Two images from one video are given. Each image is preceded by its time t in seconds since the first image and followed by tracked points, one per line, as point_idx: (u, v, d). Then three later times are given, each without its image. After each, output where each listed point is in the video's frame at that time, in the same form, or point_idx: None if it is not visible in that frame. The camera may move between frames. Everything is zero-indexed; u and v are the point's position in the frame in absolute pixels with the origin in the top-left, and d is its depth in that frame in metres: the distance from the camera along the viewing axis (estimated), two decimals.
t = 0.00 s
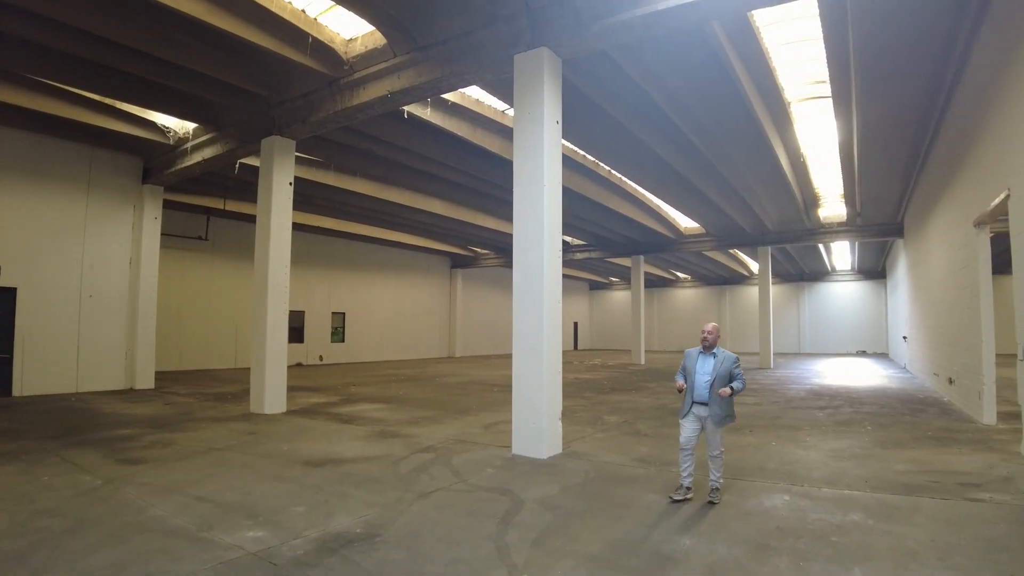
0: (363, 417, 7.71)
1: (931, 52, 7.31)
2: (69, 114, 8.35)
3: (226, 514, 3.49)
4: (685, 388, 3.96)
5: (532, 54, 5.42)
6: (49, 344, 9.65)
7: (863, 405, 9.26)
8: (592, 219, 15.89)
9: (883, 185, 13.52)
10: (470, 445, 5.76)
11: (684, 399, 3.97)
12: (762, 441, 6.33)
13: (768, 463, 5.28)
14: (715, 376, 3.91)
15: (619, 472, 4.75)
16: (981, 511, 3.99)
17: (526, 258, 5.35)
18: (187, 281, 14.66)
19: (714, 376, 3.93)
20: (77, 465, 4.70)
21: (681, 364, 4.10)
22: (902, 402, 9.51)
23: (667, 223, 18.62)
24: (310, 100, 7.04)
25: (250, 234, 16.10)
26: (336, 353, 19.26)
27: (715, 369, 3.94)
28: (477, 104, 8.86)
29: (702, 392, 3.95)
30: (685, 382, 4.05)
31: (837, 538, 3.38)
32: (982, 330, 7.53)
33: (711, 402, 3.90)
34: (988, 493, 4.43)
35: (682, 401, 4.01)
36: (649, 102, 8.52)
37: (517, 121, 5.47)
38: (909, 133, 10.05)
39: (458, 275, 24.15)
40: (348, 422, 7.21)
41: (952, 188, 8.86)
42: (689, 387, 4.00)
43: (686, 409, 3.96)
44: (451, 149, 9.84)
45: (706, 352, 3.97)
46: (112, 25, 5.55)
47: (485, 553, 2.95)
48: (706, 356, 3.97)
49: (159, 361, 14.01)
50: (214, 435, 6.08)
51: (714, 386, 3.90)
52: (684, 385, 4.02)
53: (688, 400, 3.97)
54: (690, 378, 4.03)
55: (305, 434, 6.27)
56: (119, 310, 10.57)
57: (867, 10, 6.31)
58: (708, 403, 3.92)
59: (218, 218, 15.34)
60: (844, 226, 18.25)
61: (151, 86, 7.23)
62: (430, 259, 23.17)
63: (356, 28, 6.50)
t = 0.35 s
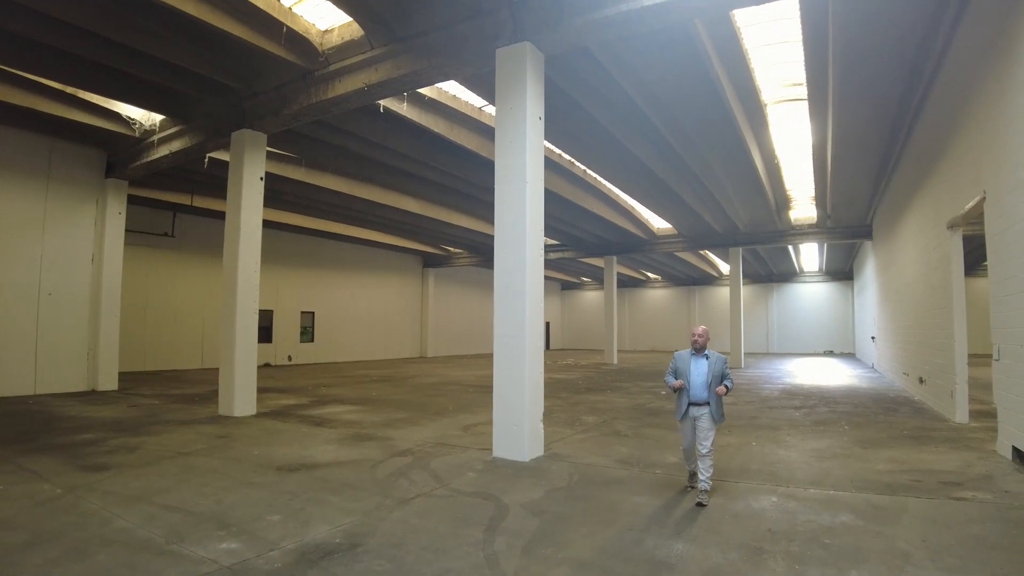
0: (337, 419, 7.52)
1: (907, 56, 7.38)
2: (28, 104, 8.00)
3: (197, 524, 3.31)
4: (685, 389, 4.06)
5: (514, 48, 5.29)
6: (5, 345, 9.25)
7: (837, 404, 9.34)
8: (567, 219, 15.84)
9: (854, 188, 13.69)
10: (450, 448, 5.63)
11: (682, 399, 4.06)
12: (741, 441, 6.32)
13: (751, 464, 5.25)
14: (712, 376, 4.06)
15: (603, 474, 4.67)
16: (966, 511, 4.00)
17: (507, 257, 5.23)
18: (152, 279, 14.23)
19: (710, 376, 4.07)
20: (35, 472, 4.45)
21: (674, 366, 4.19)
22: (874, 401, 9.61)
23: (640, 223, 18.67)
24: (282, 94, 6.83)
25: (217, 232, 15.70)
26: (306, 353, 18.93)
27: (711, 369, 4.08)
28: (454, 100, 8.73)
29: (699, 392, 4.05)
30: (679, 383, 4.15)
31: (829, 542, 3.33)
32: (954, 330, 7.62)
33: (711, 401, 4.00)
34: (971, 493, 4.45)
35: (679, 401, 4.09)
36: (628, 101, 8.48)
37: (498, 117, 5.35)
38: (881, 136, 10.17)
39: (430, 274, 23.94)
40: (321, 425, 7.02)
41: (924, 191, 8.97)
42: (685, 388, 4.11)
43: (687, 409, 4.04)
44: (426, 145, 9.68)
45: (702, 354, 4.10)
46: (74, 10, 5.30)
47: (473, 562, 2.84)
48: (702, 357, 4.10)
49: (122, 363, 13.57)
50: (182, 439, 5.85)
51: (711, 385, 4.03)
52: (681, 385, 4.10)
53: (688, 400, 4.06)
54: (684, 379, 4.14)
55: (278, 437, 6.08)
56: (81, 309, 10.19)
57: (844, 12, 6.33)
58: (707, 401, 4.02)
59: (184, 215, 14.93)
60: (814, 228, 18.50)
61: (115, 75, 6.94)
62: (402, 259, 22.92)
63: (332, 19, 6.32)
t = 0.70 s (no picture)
0: (320, 418, 7.34)
1: (895, 51, 7.35)
2: None
3: (175, 530, 3.14)
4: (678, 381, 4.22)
5: (504, 35, 5.15)
6: None
7: (823, 400, 9.33)
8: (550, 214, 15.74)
9: (836, 184, 13.74)
10: (437, 446, 5.49)
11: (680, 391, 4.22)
12: (731, 438, 6.26)
13: (745, 461, 5.19)
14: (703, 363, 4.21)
15: (596, 472, 4.56)
16: (966, 506, 3.97)
17: (496, 250, 5.10)
18: (127, 276, 13.87)
19: (703, 364, 4.23)
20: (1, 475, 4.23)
21: (670, 360, 4.34)
22: (859, 397, 9.62)
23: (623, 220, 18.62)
24: (263, 83, 6.63)
25: (194, 227, 15.37)
26: (284, 351, 18.63)
27: (703, 357, 4.24)
28: (438, 92, 8.57)
29: (696, 381, 4.21)
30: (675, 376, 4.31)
31: (833, 540, 3.26)
32: (941, 325, 7.61)
33: (706, 388, 4.16)
34: (969, 487, 4.43)
35: (678, 394, 4.26)
36: (615, 93, 8.38)
37: (487, 107, 5.20)
38: (866, 132, 10.16)
39: (411, 271, 23.72)
40: (304, 424, 6.84)
41: (909, 187, 8.98)
42: (682, 380, 4.26)
43: (686, 401, 4.21)
44: (410, 139, 9.51)
45: (693, 344, 4.26)
46: None
47: (470, 566, 2.71)
48: (694, 347, 4.26)
49: (96, 361, 13.22)
50: (158, 439, 5.64)
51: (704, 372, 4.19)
52: (678, 379, 4.27)
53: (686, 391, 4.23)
54: (681, 372, 4.29)
55: (259, 436, 5.89)
56: (52, 305, 9.87)
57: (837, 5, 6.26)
58: (701, 390, 4.19)
59: (160, 209, 14.59)
60: (795, 224, 18.59)
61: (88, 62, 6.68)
62: (382, 255, 22.67)
63: (315, 6, 6.13)
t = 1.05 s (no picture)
0: (304, 421, 7.14)
1: (886, 51, 7.32)
2: None
3: (153, 543, 2.97)
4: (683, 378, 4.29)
5: (496, 28, 5.00)
6: None
7: (811, 400, 9.30)
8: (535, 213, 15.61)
9: (821, 184, 13.76)
10: (427, 450, 5.33)
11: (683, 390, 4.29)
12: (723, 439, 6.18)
13: (741, 463, 5.11)
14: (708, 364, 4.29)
15: (592, 477, 4.43)
16: (968, 509, 3.93)
17: (488, 249, 4.95)
18: (102, 275, 13.52)
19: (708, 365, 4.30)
20: None
21: (678, 359, 4.45)
22: (847, 397, 9.61)
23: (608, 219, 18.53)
24: (245, 75, 6.43)
25: (172, 224, 15.03)
26: (264, 351, 18.33)
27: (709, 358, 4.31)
28: (424, 87, 8.41)
29: (700, 382, 4.28)
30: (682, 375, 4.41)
31: (840, 547, 3.18)
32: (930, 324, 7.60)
33: (709, 390, 4.26)
34: (968, 489, 4.39)
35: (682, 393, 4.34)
36: (604, 88, 8.27)
37: (479, 102, 5.06)
38: (854, 132, 10.15)
39: (394, 270, 23.48)
40: (287, 427, 6.65)
41: (897, 186, 8.98)
42: (688, 380, 4.34)
43: (688, 400, 4.28)
44: (395, 135, 9.33)
45: (702, 345, 4.35)
46: None
47: None
48: (701, 347, 4.35)
49: (70, 362, 12.86)
50: (136, 444, 5.42)
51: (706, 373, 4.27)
52: (683, 378, 4.35)
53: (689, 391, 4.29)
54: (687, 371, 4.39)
55: (241, 440, 5.70)
56: (23, 305, 9.55)
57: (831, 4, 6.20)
58: (704, 391, 4.27)
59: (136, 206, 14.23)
60: (779, 224, 18.65)
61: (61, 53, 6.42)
62: (364, 254, 22.42)
63: None
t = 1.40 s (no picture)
0: (290, 424, 6.98)
1: (877, 53, 7.32)
2: None
3: (136, 556, 2.82)
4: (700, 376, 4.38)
5: (490, 21, 4.89)
6: None
7: (800, 401, 9.30)
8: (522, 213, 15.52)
9: (807, 185, 13.81)
10: (418, 454, 5.21)
11: (700, 387, 4.38)
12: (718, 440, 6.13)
13: (737, 465, 5.05)
14: (728, 366, 4.39)
15: (589, 481, 4.34)
16: (970, 510, 3.89)
17: (480, 247, 4.85)
18: (80, 274, 13.21)
19: (727, 367, 4.41)
20: None
21: (693, 354, 4.49)
22: (835, 397, 9.62)
23: (594, 219, 18.50)
24: (229, 68, 6.26)
25: (151, 223, 14.73)
26: (246, 351, 18.06)
27: (728, 360, 4.42)
28: (412, 83, 8.27)
29: (717, 382, 4.39)
30: (696, 371, 4.48)
31: (848, 552, 3.12)
32: (919, 324, 7.61)
33: (726, 390, 4.38)
34: (967, 490, 4.36)
35: (696, 390, 4.42)
36: (595, 85, 8.20)
37: (471, 98, 4.95)
38: (842, 134, 10.17)
39: (378, 270, 23.27)
40: (272, 430, 6.49)
41: (885, 187, 9.00)
42: (703, 377, 4.43)
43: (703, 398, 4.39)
44: (382, 132, 9.20)
45: (722, 345, 4.42)
46: None
47: None
48: (722, 348, 4.43)
49: (47, 364, 12.54)
50: (116, 449, 5.25)
51: (728, 375, 4.38)
52: (699, 374, 4.43)
53: (705, 389, 4.39)
54: (702, 368, 4.47)
55: (225, 445, 5.54)
56: None
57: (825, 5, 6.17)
58: (721, 390, 4.39)
59: (115, 203, 13.94)
60: (763, 225, 18.71)
61: (37, 44, 6.21)
62: (348, 253, 22.19)
63: None
